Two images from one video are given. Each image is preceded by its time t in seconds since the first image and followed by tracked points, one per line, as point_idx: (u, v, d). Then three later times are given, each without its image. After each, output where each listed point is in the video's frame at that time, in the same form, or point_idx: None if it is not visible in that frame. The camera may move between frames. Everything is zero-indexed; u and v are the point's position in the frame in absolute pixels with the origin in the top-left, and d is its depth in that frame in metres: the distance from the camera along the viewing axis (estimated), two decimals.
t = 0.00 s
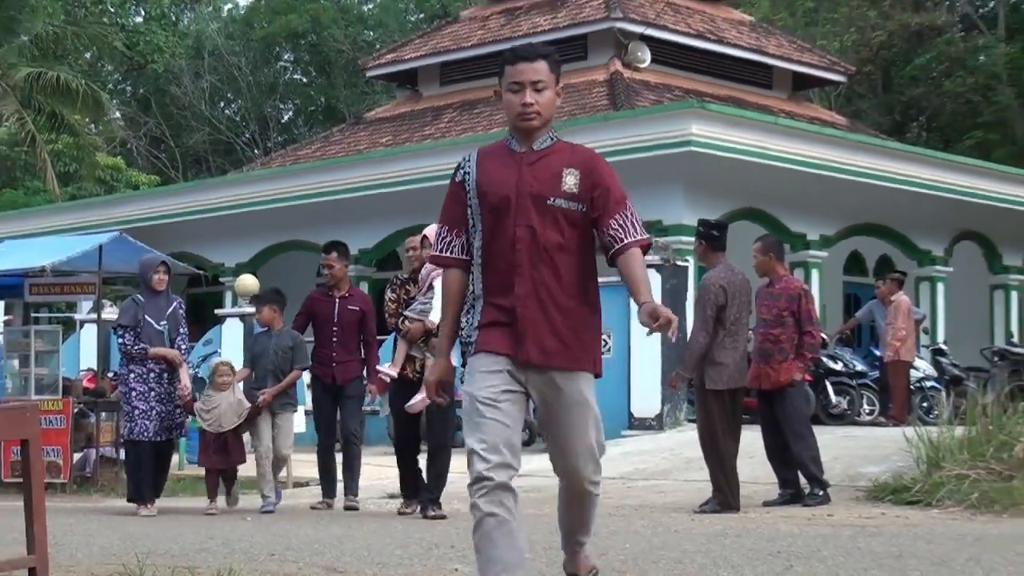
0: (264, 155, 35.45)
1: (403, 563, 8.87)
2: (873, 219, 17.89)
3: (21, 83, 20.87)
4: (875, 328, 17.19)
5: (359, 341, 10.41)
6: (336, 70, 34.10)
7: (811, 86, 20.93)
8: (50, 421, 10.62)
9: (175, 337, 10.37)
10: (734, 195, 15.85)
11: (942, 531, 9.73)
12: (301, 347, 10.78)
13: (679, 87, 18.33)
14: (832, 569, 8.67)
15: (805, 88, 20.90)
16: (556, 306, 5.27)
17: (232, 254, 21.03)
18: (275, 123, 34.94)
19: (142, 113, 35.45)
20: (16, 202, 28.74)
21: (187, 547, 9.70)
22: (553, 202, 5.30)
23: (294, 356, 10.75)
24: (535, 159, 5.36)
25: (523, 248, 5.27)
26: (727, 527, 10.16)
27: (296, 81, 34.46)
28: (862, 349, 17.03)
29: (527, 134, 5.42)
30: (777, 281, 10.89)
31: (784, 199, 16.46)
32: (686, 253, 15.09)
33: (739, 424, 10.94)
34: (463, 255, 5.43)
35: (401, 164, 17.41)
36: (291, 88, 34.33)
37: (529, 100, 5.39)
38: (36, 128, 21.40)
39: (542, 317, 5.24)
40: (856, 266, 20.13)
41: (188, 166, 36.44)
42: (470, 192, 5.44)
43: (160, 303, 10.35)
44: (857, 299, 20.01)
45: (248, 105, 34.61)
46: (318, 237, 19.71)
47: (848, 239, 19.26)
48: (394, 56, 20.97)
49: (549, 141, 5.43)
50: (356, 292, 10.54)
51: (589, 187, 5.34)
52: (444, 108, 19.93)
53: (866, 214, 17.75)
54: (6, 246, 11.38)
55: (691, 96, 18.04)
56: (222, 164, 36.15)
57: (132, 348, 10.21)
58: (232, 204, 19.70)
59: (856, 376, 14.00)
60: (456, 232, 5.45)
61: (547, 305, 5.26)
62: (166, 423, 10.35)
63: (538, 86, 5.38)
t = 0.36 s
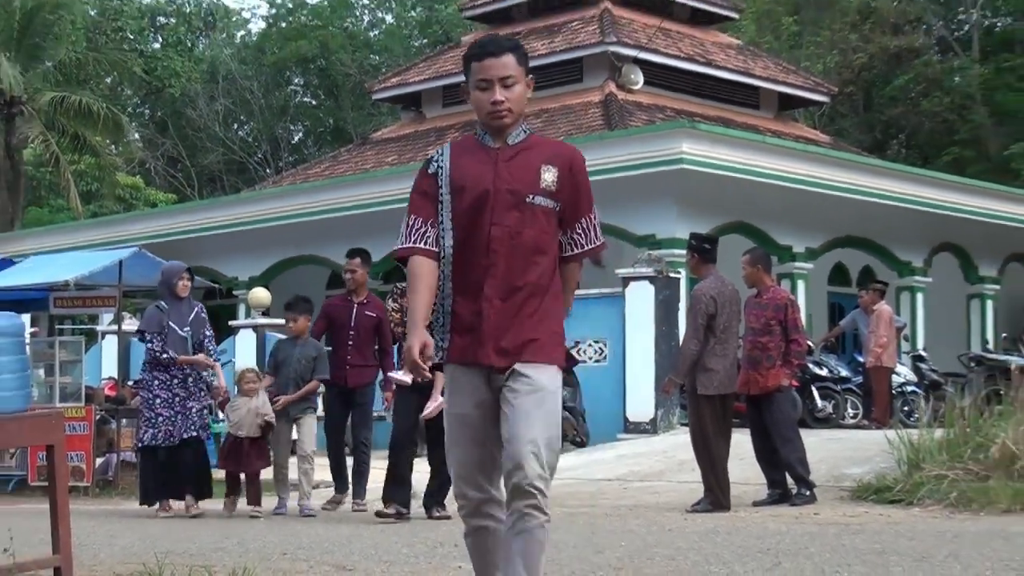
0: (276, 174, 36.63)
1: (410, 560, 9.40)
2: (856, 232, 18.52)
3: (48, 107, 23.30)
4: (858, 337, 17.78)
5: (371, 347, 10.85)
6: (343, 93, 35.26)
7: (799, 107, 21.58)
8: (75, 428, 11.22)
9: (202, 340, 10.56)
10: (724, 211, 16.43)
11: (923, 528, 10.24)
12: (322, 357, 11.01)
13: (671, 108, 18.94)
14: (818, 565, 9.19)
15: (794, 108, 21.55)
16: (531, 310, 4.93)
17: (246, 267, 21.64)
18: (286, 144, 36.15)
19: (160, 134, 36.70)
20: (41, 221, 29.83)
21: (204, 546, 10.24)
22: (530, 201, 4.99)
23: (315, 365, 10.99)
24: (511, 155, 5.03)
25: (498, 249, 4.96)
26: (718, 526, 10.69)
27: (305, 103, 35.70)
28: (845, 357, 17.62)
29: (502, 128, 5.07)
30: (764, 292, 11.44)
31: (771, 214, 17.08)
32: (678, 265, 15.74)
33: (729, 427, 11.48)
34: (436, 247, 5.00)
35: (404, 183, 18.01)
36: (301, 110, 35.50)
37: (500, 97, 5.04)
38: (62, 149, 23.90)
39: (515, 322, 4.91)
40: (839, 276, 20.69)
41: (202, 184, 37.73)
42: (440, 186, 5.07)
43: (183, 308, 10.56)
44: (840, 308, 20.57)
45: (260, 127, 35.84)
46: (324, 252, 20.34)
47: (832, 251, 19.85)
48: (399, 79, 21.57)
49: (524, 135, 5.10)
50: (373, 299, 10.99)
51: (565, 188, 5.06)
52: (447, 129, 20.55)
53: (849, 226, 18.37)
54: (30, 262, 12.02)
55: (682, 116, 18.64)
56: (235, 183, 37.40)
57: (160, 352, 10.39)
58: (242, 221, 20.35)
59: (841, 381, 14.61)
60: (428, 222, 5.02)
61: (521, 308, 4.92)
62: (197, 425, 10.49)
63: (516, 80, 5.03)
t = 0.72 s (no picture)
0: (288, 188, 38.33)
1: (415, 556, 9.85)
2: (840, 243, 19.14)
3: (71, 126, 25.29)
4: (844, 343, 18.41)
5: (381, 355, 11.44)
6: (352, 112, 37.08)
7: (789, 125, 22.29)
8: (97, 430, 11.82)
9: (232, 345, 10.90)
10: (715, 224, 17.01)
11: (905, 526, 10.63)
12: (344, 355, 11.34)
13: (666, 126, 19.56)
14: (806, 561, 9.52)
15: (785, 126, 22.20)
16: (508, 360, 4.47)
17: (260, 277, 22.22)
18: (297, 160, 37.90)
19: (177, 151, 38.48)
20: (66, 232, 31.08)
21: (219, 542, 10.71)
22: (501, 240, 4.51)
23: (337, 363, 11.34)
24: (481, 193, 4.57)
25: (470, 297, 4.50)
26: (712, 524, 11.14)
27: (316, 121, 37.54)
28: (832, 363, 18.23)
29: (472, 166, 4.61)
30: (756, 300, 11.96)
31: (761, 227, 17.69)
32: (672, 275, 16.23)
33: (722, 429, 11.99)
34: (415, 296, 4.55)
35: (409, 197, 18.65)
36: (312, 128, 37.39)
37: (470, 133, 4.58)
38: (84, 164, 25.83)
39: (491, 372, 4.45)
40: (825, 286, 21.32)
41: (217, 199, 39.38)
42: (414, 233, 4.65)
43: (214, 315, 10.80)
44: (826, 315, 21.19)
45: (273, 144, 37.58)
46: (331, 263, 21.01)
47: (818, 262, 20.47)
48: (404, 99, 22.25)
49: (498, 170, 4.62)
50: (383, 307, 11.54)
51: (542, 222, 4.56)
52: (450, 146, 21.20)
53: (834, 238, 19.00)
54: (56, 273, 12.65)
55: (676, 133, 19.24)
56: (249, 197, 39.12)
57: (195, 360, 10.70)
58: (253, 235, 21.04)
59: (827, 386, 15.19)
60: (404, 271, 4.60)
61: (496, 357, 4.47)
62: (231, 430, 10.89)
63: (484, 114, 4.57)
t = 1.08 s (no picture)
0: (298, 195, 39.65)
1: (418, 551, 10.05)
2: (835, 250, 19.49)
3: (88, 135, 25.89)
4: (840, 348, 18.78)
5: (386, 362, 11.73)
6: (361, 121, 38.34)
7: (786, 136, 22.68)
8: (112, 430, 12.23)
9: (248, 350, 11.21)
10: (713, 231, 17.35)
11: (898, 525, 10.82)
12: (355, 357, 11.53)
13: (666, 136, 19.91)
14: (804, 559, 9.57)
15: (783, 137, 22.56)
16: (482, 408, 3.97)
17: (272, 280, 22.65)
18: (307, 168, 39.26)
19: (191, 159, 39.51)
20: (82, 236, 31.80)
21: (227, 534, 10.91)
22: (472, 274, 4.00)
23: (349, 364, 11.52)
24: (448, 221, 4.06)
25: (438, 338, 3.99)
26: (710, 522, 11.33)
27: (326, 131, 38.76)
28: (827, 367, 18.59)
29: (438, 194, 4.10)
30: (753, 305, 12.07)
31: (758, 235, 18.05)
32: (672, 280, 16.57)
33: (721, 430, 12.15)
34: (370, 342, 4.18)
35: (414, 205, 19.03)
36: (321, 137, 38.59)
37: (434, 152, 4.08)
38: (101, 171, 26.46)
39: (463, 424, 3.95)
40: (820, 292, 21.67)
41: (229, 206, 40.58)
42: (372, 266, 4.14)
43: (232, 316, 11.15)
44: (820, 321, 21.53)
45: (284, 152, 38.95)
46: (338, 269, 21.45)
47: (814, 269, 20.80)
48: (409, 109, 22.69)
49: (465, 198, 4.13)
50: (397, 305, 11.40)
51: (514, 255, 4.07)
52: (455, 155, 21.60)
53: (829, 244, 19.36)
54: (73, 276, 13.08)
55: (676, 144, 19.59)
56: (260, 204, 40.35)
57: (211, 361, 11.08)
58: (265, 242, 21.49)
59: (822, 389, 15.53)
60: (361, 317, 4.21)
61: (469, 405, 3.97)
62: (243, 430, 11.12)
63: (451, 136, 4.08)
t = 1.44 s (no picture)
0: (305, 194, 39.91)
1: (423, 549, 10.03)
2: (840, 248, 19.47)
3: (95, 133, 25.92)
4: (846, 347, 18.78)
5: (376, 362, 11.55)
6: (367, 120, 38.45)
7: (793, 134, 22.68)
8: (119, 428, 12.29)
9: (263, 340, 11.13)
10: (719, 230, 17.35)
11: (906, 524, 10.80)
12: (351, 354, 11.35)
13: (672, 135, 19.92)
14: (810, 558, 9.56)
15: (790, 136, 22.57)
16: (477, 401, 3.71)
17: (277, 280, 22.72)
18: (314, 166, 39.49)
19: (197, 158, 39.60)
20: (88, 235, 31.82)
21: (233, 531, 10.89)
22: (467, 256, 3.76)
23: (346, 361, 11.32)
24: (439, 200, 3.83)
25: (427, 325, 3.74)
26: (717, 520, 11.29)
27: (331, 129, 38.91)
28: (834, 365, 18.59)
29: (427, 171, 3.86)
30: (761, 303, 12.01)
31: (764, 233, 18.05)
32: (678, 279, 16.55)
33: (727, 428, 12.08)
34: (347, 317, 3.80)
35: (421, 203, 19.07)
36: (327, 136, 38.74)
37: (422, 127, 3.83)
38: (108, 170, 26.51)
39: (455, 416, 3.69)
40: (826, 290, 21.68)
41: (236, 205, 40.75)
42: (354, 244, 3.88)
43: (245, 306, 10.94)
44: (827, 319, 21.55)
45: (290, 151, 39.04)
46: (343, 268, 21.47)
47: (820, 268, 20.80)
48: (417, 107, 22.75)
49: (457, 175, 3.90)
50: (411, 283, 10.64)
51: (511, 236, 3.84)
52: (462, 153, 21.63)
53: (835, 243, 19.35)
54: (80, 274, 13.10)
55: (682, 143, 19.59)
56: (267, 203, 40.54)
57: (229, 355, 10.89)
58: (272, 240, 21.53)
59: (829, 387, 15.51)
60: (335, 282, 3.83)
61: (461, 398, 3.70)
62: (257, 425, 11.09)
63: (442, 110, 3.83)
